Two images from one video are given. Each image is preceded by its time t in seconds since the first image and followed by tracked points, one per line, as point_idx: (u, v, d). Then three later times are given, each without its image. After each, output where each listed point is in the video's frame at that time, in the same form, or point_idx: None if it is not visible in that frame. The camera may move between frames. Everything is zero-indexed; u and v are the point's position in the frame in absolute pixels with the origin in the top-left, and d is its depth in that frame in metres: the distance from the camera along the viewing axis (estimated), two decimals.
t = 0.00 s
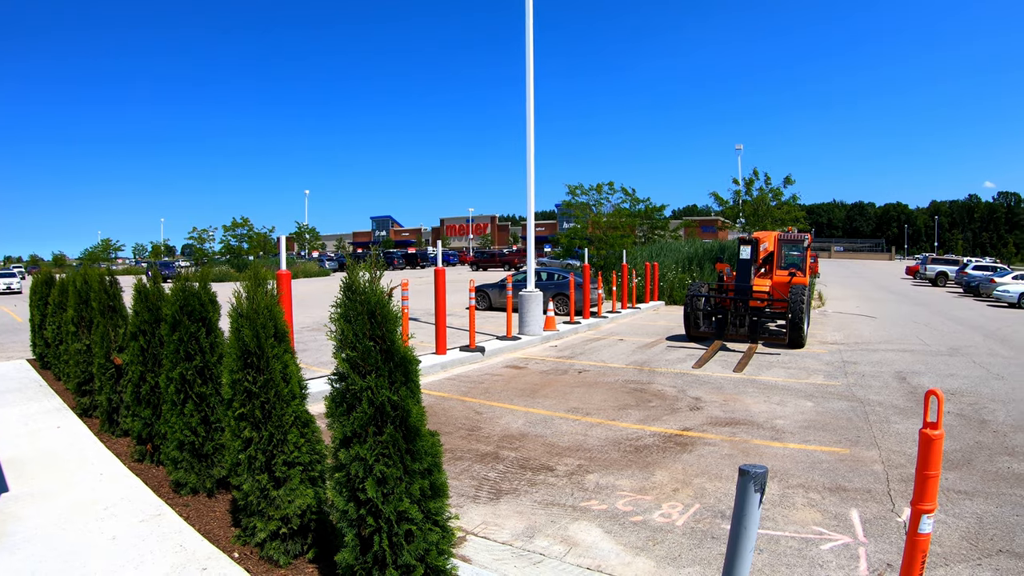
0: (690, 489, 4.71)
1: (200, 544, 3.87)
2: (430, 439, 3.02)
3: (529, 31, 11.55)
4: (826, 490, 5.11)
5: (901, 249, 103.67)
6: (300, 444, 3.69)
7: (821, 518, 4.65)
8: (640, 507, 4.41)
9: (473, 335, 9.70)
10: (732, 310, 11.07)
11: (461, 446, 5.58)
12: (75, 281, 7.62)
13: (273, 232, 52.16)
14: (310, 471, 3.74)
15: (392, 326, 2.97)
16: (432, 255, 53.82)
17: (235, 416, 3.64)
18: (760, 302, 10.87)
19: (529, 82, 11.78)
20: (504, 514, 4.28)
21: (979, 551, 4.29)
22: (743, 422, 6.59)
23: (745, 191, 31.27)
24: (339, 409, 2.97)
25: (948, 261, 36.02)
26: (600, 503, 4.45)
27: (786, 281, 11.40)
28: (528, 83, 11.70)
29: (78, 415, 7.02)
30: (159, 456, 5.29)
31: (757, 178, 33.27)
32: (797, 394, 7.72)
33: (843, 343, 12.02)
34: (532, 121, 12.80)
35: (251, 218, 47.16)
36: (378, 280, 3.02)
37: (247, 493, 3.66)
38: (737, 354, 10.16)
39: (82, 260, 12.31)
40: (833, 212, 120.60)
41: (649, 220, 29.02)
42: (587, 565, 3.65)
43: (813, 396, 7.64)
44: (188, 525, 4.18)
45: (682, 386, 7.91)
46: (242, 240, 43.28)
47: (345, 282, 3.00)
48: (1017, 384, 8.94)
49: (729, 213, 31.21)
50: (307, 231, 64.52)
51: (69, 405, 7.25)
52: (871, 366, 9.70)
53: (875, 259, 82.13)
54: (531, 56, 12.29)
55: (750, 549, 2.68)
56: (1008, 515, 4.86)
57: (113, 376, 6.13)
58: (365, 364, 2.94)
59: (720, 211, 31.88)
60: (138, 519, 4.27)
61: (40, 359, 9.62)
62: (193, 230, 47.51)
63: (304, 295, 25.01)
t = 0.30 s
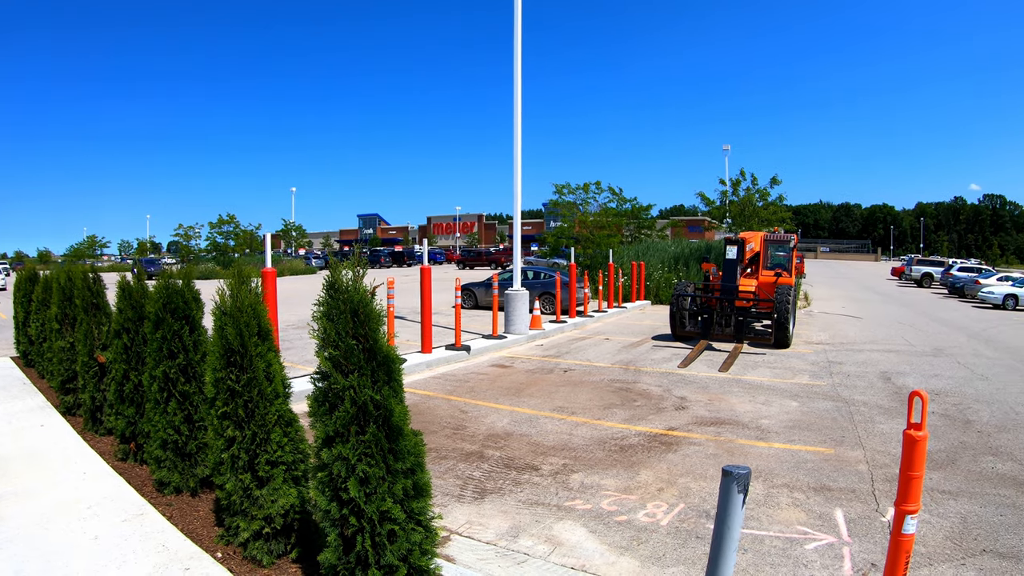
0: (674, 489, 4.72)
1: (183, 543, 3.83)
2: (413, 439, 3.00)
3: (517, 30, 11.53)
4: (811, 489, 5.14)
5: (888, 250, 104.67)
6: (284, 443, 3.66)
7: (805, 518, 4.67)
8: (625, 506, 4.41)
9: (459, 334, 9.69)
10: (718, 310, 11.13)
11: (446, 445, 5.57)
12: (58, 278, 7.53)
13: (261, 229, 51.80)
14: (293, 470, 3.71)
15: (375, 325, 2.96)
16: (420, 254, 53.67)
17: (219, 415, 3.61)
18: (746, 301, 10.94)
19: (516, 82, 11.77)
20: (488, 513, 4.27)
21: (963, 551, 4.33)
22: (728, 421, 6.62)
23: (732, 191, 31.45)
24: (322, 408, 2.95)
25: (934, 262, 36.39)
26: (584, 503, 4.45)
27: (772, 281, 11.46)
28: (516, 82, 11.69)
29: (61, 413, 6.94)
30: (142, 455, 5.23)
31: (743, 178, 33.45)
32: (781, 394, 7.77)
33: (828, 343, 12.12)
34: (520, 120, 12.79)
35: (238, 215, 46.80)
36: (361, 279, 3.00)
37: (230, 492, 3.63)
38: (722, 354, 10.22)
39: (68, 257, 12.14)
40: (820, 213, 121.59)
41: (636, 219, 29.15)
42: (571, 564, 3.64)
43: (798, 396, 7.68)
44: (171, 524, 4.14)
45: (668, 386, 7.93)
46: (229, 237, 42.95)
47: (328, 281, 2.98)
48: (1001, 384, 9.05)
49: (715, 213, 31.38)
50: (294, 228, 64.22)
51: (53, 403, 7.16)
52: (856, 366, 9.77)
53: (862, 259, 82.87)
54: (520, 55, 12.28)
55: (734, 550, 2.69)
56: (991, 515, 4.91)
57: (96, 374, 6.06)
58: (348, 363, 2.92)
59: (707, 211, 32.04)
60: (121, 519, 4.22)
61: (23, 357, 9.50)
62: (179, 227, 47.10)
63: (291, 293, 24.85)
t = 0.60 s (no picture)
0: (655, 488, 4.71)
1: (159, 541, 3.73)
2: (388, 437, 2.96)
3: (504, 26, 11.48)
4: (792, 489, 5.16)
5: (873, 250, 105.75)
6: (260, 440, 3.60)
7: (787, 517, 4.68)
8: (605, 505, 4.40)
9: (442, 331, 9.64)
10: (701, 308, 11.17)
11: (426, 443, 5.52)
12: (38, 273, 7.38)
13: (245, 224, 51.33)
14: (270, 468, 3.65)
15: (350, 321, 2.92)
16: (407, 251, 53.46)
17: (194, 412, 3.55)
18: (730, 300, 11.00)
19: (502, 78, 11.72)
20: (468, 512, 4.23)
21: (944, 551, 4.35)
22: (710, 420, 6.62)
23: (717, 191, 31.61)
24: (296, 405, 2.90)
25: (917, 263, 36.79)
26: (565, 502, 4.43)
27: (756, 280, 11.50)
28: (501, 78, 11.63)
29: (40, 409, 6.81)
30: (120, 452, 5.13)
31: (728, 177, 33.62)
32: (764, 393, 7.80)
33: (811, 342, 12.21)
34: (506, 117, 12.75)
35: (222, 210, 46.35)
36: (337, 275, 2.96)
37: (205, 490, 3.57)
38: (705, 353, 10.25)
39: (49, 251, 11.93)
40: (806, 213, 122.58)
41: (621, 218, 29.23)
42: (551, 564, 3.62)
43: (781, 395, 7.72)
44: (147, 522, 4.03)
45: (650, 384, 7.94)
46: (213, 232, 42.54)
47: (302, 277, 2.93)
48: (983, 385, 9.13)
49: (700, 212, 31.53)
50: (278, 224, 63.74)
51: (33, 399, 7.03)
52: (839, 366, 9.83)
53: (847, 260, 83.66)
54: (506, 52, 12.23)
55: (712, 552, 2.67)
56: (972, 515, 4.94)
57: (75, 370, 5.95)
58: (322, 360, 2.87)
59: (692, 210, 32.16)
60: (97, 515, 4.09)
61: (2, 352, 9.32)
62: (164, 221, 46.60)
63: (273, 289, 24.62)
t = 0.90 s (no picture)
0: (640, 485, 4.74)
1: (144, 540, 3.70)
2: (373, 434, 2.96)
3: (491, 22, 11.46)
4: (777, 486, 5.21)
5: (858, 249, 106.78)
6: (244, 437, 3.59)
7: (772, 514, 4.73)
8: (590, 502, 4.42)
9: (428, 328, 9.63)
10: (686, 306, 11.26)
11: (411, 440, 5.52)
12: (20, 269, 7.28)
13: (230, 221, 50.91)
14: (255, 465, 3.63)
15: (334, 318, 2.91)
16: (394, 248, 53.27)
17: (178, 409, 3.52)
18: (715, 298, 11.09)
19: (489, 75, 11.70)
20: (453, 509, 4.24)
21: (928, 548, 4.41)
22: (695, 417, 6.67)
23: (702, 189, 31.79)
24: (280, 402, 2.89)
25: (902, 262, 37.17)
26: (549, 499, 4.45)
27: (741, 279, 11.56)
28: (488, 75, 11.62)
29: (23, 407, 6.72)
30: (103, 450, 5.07)
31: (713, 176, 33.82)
32: (748, 390, 7.86)
33: (795, 340, 12.32)
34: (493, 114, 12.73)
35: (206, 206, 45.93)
36: (321, 271, 2.95)
37: (190, 488, 3.55)
38: (690, 350, 10.32)
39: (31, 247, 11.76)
40: (793, 212, 123.53)
41: (606, 215, 29.33)
42: (536, 561, 3.63)
43: (765, 392, 7.78)
44: (132, 520, 3.99)
45: (635, 381, 7.98)
46: (197, 228, 42.15)
47: (286, 273, 2.91)
48: (966, 383, 9.26)
49: (686, 210, 31.69)
50: (264, 220, 63.33)
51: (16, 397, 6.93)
52: (824, 364, 9.93)
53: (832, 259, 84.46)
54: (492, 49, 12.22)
55: (697, 549, 2.69)
56: (956, 512, 5.01)
57: (58, 367, 5.89)
58: (306, 357, 2.86)
59: (678, 208, 32.31)
60: (81, 514, 4.04)
61: None
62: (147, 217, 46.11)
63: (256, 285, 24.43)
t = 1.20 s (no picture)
0: (629, 484, 4.76)
1: (133, 541, 3.67)
2: (361, 433, 2.96)
3: (481, 22, 11.46)
4: (766, 484, 5.24)
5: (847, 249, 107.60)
6: (232, 437, 3.57)
7: (760, 512, 4.76)
8: (579, 501, 4.44)
9: (417, 327, 9.62)
10: (675, 306, 11.36)
11: (400, 439, 5.51)
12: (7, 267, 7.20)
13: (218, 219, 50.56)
14: (243, 465, 3.62)
15: (323, 317, 2.91)
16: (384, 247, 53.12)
17: (166, 409, 3.49)
18: (704, 298, 11.20)
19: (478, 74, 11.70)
20: (442, 508, 4.24)
21: (916, 545, 4.46)
22: (684, 416, 6.71)
23: (692, 189, 31.93)
24: (268, 402, 2.88)
25: (890, 262, 37.49)
26: (539, 498, 4.46)
27: (729, 278, 11.51)
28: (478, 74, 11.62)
29: (10, 407, 6.66)
30: (91, 450, 5.03)
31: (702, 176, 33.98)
32: (737, 389, 7.91)
33: (783, 339, 12.41)
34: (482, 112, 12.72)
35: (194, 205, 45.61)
36: (310, 270, 2.94)
37: (178, 489, 3.53)
38: (679, 349, 10.37)
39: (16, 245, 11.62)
40: (783, 212, 124.30)
41: (595, 215, 29.43)
42: (525, 560, 3.64)
43: (754, 391, 7.83)
44: (120, 521, 3.96)
45: (625, 380, 8.01)
46: (185, 227, 41.84)
47: (274, 272, 2.90)
48: (953, 382, 9.36)
49: (675, 210, 31.82)
50: (253, 220, 62.98)
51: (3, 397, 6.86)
52: (812, 363, 10.01)
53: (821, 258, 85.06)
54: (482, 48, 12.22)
55: (687, 547, 2.72)
56: (944, 510, 5.07)
57: (45, 367, 5.85)
58: (295, 356, 2.86)
59: (667, 208, 32.45)
60: (69, 515, 4.00)
61: None
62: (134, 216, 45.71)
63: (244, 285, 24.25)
